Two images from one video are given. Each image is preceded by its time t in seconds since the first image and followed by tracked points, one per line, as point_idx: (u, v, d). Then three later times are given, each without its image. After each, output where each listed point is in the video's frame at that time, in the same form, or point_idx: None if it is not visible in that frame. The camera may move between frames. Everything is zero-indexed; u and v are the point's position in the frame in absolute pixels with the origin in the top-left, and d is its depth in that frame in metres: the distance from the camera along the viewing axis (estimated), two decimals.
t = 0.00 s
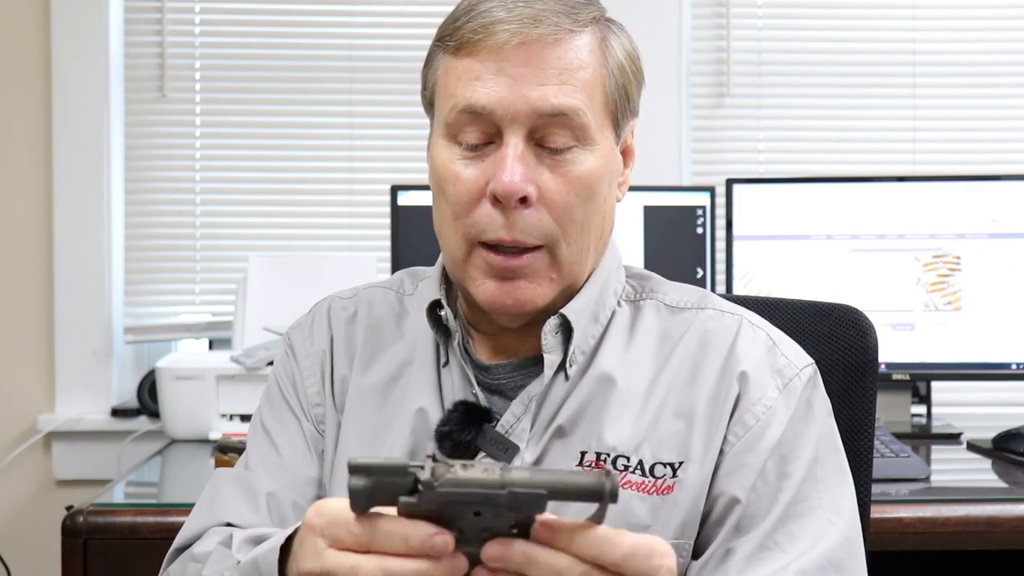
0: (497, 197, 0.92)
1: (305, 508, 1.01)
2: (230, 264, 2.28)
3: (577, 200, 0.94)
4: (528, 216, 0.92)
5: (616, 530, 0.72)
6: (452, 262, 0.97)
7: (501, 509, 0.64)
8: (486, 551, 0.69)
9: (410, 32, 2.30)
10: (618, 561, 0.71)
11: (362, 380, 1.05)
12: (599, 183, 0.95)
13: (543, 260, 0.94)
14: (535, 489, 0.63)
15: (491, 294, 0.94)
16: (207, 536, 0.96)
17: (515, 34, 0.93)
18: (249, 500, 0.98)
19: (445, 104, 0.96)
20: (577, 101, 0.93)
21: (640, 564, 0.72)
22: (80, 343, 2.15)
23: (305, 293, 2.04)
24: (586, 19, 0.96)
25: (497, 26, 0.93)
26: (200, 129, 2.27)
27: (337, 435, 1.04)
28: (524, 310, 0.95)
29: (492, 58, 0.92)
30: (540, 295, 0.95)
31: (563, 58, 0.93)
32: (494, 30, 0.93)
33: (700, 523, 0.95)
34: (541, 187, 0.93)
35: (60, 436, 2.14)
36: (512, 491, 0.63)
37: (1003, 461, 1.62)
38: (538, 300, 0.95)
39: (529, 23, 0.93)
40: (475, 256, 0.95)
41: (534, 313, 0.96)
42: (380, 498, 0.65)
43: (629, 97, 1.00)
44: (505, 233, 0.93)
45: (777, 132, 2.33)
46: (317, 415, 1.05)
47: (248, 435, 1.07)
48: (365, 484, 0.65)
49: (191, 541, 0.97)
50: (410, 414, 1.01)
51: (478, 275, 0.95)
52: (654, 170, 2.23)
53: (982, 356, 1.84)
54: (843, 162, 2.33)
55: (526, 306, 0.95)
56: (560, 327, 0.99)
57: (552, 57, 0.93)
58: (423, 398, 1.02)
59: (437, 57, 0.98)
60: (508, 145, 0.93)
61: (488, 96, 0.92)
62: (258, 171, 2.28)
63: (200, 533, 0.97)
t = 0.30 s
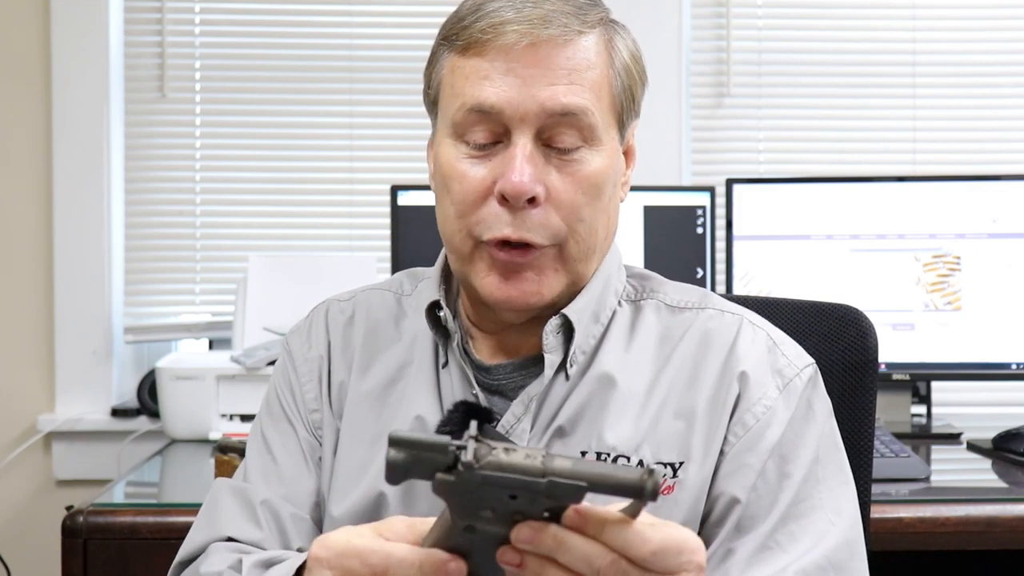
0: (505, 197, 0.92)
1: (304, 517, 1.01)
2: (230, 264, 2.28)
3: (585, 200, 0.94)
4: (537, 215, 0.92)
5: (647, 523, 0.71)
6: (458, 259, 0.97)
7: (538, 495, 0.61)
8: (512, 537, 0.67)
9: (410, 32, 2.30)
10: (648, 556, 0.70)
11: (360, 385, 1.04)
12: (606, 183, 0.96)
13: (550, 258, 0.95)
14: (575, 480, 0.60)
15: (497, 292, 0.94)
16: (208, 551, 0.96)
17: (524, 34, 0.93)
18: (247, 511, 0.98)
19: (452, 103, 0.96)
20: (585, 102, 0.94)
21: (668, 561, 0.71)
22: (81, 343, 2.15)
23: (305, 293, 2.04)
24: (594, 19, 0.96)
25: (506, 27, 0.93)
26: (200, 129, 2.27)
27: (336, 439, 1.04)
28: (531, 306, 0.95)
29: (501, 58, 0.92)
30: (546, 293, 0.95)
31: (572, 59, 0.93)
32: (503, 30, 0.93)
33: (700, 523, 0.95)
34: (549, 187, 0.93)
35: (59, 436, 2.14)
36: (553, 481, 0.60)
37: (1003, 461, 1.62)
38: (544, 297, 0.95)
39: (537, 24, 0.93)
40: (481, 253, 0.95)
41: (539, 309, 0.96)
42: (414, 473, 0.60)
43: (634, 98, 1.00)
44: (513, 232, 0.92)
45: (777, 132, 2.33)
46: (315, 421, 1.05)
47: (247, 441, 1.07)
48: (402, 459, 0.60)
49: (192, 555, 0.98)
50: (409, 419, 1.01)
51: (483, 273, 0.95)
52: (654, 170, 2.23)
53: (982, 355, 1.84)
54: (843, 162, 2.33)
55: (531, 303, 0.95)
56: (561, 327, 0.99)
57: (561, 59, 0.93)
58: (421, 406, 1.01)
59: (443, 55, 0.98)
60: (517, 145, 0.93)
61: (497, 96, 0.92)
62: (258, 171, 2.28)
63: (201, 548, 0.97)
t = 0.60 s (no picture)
0: (517, 157, 0.93)
1: (307, 517, 1.01)
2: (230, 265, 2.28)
3: (594, 162, 0.96)
4: (549, 176, 0.93)
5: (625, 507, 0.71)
6: (470, 241, 0.97)
7: (506, 500, 0.65)
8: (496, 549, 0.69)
9: (410, 32, 2.30)
10: (628, 539, 0.70)
11: (362, 384, 1.04)
12: (610, 149, 0.98)
13: (565, 228, 0.95)
14: (537, 474, 0.64)
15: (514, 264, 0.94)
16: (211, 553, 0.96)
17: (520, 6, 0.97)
18: (250, 512, 0.98)
19: (455, 84, 0.99)
20: (586, 64, 0.97)
21: (651, 542, 0.70)
22: (81, 343, 2.15)
23: (305, 293, 2.04)
24: None
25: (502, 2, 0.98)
26: (200, 129, 2.27)
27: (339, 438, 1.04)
28: (548, 278, 0.94)
29: (500, 30, 0.96)
30: (564, 267, 0.94)
31: (569, 26, 0.98)
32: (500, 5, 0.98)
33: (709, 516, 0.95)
34: (558, 149, 0.94)
35: (59, 436, 2.14)
36: (513, 479, 0.64)
37: (1003, 461, 1.62)
38: (563, 270, 0.94)
39: None
40: (495, 227, 0.95)
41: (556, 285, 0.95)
42: (386, 503, 0.65)
43: (627, 79, 1.05)
44: (527, 194, 0.93)
45: (777, 132, 2.33)
46: (318, 420, 1.05)
47: (250, 441, 1.07)
48: (369, 492, 0.65)
49: (194, 556, 0.98)
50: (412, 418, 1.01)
51: (499, 247, 0.94)
52: (654, 169, 2.23)
53: (982, 355, 1.84)
54: (843, 162, 2.34)
55: (552, 278, 0.94)
56: (562, 321, 1.01)
57: (558, 25, 0.97)
58: (425, 405, 1.01)
59: (441, 48, 1.03)
60: (524, 108, 0.95)
61: (501, 64, 0.95)
62: (258, 171, 2.28)
63: (203, 550, 0.97)
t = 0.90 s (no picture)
0: (501, 150, 0.93)
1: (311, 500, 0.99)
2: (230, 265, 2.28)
3: (579, 153, 0.96)
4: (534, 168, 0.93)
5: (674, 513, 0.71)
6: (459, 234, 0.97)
7: (456, 227, 0.68)
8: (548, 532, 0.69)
9: (409, 32, 2.31)
10: (675, 545, 0.70)
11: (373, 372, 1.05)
12: (597, 140, 0.98)
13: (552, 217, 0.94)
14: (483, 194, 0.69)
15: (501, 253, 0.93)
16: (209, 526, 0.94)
17: (501, 4, 0.98)
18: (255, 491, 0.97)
19: (439, 83, 1.00)
20: (568, 58, 0.98)
21: (695, 550, 0.70)
22: (81, 343, 2.15)
23: (305, 293, 2.04)
24: None
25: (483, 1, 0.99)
26: (200, 129, 2.27)
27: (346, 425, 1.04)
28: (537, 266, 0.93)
29: (484, 26, 0.97)
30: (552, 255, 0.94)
31: (550, 23, 0.98)
32: (482, 3, 0.99)
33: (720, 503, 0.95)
34: (542, 141, 0.95)
35: (59, 436, 2.14)
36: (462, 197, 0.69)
37: (1003, 461, 1.62)
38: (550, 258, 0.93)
39: None
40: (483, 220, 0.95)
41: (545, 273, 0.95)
42: (344, 245, 0.71)
43: (614, 73, 1.06)
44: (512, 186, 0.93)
45: (777, 132, 2.33)
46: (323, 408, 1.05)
47: (249, 430, 1.06)
48: (328, 231, 0.71)
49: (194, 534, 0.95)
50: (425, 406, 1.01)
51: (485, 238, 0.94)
52: (654, 169, 2.23)
53: (982, 355, 1.83)
54: (843, 162, 2.33)
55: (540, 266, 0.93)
56: (568, 312, 1.01)
57: (540, 21, 0.98)
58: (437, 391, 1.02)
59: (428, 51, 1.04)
60: (507, 101, 0.95)
61: (483, 59, 0.96)
62: (258, 171, 2.28)
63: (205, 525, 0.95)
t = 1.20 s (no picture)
0: (497, 152, 0.93)
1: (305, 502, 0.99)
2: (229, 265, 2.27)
3: (575, 155, 0.96)
4: (530, 169, 0.93)
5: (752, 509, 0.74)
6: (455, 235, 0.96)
7: (464, 264, 0.68)
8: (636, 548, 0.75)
9: (410, 32, 2.31)
10: (758, 540, 0.73)
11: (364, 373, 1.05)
12: (591, 143, 0.98)
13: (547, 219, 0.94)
14: (493, 232, 0.69)
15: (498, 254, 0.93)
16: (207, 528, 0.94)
17: (498, 5, 0.98)
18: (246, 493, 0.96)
19: (435, 84, 1.00)
20: (564, 60, 0.98)
21: (778, 541, 0.73)
22: (81, 342, 2.15)
23: (305, 293, 2.04)
24: None
25: (480, 2, 0.99)
26: (200, 129, 2.27)
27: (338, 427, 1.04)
28: (533, 267, 0.93)
29: (480, 28, 0.97)
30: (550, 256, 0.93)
31: (545, 25, 0.99)
32: (478, 5, 0.99)
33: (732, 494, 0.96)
34: (538, 144, 0.95)
35: (59, 436, 2.14)
36: (472, 235, 0.68)
37: (1003, 461, 1.62)
38: (547, 260, 0.93)
39: None
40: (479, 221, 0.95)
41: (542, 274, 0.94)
42: (345, 274, 0.69)
43: (608, 76, 1.06)
44: (508, 188, 0.93)
45: (777, 132, 2.33)
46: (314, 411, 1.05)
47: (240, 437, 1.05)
48: (329, 260, 0.70)
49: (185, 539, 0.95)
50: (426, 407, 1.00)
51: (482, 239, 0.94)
52: (654, 169, 2.23)
53: (982, 355, 1.83)
54: (842, 162, 2.33)
55: (537, 267, 0.93)
56: (570, 309, 1.01)
57: (535, 24, 0.98)
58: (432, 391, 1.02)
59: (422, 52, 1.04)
60: (504, 103, 0.95)
61: (479, 60, 0.96)
62: (258, 171, 2.28)
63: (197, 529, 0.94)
